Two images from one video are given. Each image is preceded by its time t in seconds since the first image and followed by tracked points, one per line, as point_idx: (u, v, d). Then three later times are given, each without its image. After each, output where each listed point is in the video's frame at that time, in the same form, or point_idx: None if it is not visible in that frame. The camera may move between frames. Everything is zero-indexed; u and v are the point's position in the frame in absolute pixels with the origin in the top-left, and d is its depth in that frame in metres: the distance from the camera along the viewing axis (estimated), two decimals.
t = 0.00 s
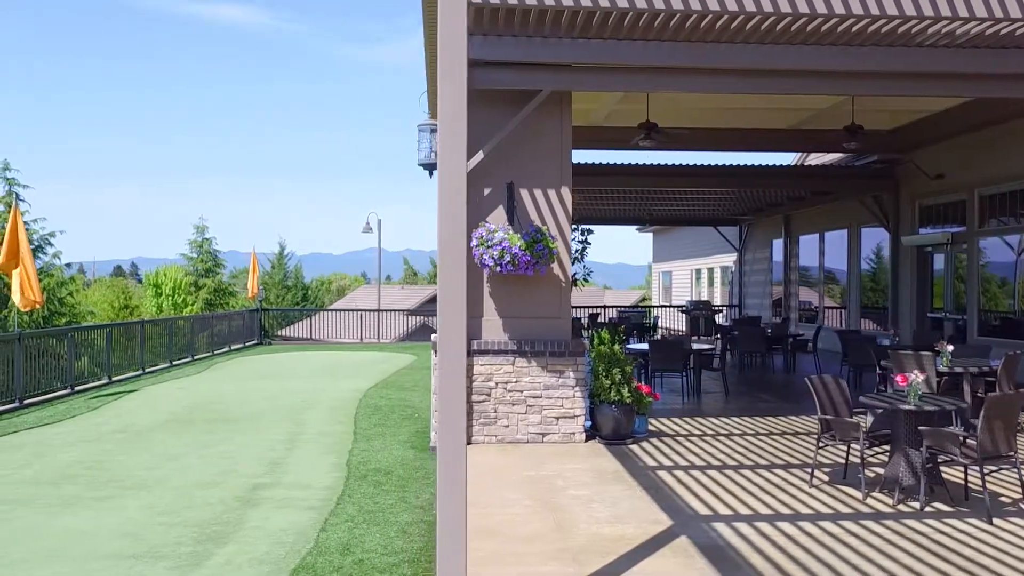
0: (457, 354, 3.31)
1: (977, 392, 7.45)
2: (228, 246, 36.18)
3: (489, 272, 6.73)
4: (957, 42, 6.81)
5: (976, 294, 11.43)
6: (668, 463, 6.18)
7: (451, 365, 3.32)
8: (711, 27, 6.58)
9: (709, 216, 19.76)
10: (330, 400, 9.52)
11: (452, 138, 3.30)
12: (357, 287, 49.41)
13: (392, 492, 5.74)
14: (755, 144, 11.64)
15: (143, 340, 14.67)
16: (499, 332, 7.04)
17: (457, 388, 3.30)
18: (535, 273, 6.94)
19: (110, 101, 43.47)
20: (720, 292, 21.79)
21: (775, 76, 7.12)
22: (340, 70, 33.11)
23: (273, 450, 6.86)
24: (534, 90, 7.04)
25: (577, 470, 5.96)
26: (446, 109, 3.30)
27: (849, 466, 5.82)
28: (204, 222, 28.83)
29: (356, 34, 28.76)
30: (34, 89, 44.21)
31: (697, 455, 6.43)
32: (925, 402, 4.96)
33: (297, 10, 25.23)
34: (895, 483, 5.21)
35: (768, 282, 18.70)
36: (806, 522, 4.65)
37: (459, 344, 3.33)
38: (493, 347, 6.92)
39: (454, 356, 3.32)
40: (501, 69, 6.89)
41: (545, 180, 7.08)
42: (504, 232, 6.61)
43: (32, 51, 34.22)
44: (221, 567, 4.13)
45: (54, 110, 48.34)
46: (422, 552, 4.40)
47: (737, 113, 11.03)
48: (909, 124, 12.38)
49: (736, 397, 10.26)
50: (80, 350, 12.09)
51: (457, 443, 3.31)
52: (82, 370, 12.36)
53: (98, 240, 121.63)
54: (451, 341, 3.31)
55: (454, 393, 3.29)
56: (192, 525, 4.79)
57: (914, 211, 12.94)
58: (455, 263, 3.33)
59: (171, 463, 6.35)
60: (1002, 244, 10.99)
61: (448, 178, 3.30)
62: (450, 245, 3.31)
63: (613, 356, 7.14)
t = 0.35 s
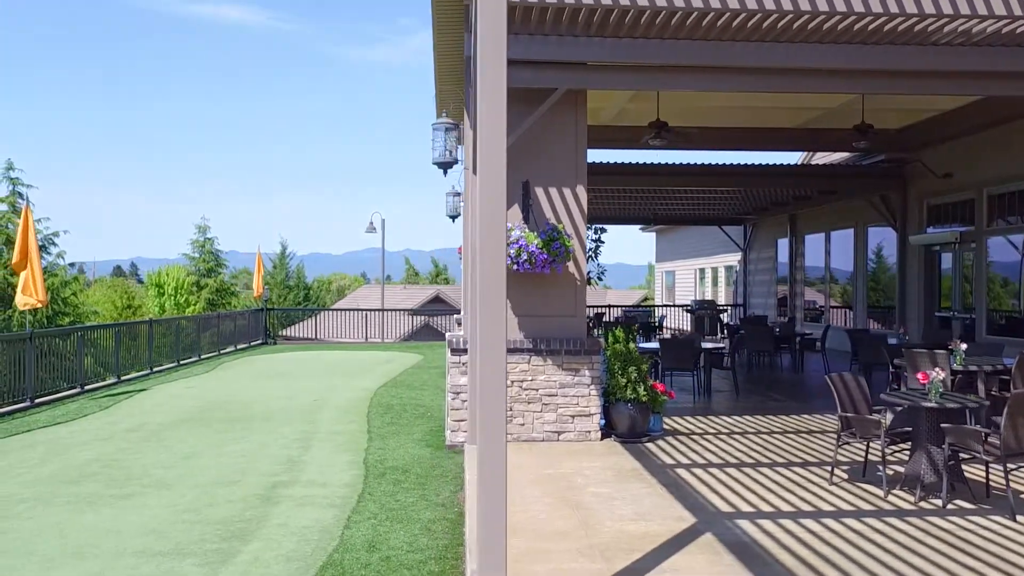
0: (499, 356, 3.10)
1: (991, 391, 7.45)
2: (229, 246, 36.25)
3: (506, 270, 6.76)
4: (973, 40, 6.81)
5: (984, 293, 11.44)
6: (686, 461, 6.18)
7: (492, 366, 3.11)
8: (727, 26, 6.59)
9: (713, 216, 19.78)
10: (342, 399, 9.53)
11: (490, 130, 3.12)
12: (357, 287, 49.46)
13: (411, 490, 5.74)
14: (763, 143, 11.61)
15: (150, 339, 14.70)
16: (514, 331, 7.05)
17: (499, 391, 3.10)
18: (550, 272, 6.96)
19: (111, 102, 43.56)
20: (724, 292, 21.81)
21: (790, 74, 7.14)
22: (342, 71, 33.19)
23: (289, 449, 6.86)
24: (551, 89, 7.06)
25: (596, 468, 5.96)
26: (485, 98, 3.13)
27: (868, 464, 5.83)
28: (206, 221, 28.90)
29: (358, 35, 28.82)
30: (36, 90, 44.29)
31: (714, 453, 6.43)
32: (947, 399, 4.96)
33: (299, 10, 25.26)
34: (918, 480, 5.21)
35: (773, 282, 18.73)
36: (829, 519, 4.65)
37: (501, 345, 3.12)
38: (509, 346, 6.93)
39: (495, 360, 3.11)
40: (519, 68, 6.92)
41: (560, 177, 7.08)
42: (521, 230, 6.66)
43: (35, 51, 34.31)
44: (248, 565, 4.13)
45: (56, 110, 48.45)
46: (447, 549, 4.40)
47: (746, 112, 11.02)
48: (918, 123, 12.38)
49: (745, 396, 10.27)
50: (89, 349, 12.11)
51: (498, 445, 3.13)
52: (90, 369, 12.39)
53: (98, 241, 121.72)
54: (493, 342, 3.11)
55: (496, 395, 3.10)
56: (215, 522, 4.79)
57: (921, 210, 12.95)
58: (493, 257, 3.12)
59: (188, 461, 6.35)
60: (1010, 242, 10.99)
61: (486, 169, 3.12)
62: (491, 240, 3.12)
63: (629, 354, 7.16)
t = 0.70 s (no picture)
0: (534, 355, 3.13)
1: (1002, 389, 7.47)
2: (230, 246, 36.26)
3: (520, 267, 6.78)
4: (986, 38, 6.81)
5: (991, 291, 11.44)
6: (702, 458, 6.18)
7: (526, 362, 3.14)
8: (742, 24, 6.60)
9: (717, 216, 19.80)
10: (352, 398, 9.53)
11: (525, 134, 3.14)
12: (357, 287, 49.47)
13: (428, 487, 5.75)
14: (770, 142, 11.61)
15: (155, 338, 14.69)
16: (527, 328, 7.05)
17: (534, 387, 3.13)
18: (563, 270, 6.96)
19: (110, 103, 43.58)
20: (728, 291, 21.82)
21: (804, 72, 7.17)
22: (342, 71, 33.21)
23: (303, 446, 6.87)
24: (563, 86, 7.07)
25: (611, 465, 5.96)
26: (517, 101, 3.14)
27: (883, 460, 5.83)
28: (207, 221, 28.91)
29: (358, 35, 28.84)
30: (36, 91, 44.30)
31: (727, 451, 6.43)
32: (965, 396, 4.97)
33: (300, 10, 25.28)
34: (936, 477, 5.21)
35: (777, 281, 18.75)
36: (849, 516, 4.66)
37: (535, 340, 3.15)
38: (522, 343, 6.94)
39: (528, 359, 3.14)
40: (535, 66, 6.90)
41: (573, 175, 7.10)
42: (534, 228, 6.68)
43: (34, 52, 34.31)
44: (272, 561, 4.13)
45: (56, 110, 48.45)
46: (469, 545, 4.40)
47: (753, 110, 11.03)
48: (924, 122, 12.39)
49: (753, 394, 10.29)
50: (95, 348, 12.10)
51: (531, 440, 3.16)
52: (97, 368, 12.40)
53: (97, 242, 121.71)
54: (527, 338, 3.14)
55: (530, 393, 3.12)
56: (236, 520, 4.80)
57: (927, 209, 12.96)
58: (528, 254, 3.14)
59: (203, 459, 6.36)
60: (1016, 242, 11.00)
61: (522, 167, 3.14)
62: (525, 237, 3.15)
63: (641, 352, 7.16)
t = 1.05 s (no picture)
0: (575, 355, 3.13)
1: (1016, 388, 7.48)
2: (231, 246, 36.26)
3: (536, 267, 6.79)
4: (1003, 37, 6.80)
5: (1000, 291, 11.45)
6: (720, 457, 6.17)
7: (566, 362, 3.14)
8: (757, 23, 6.62)
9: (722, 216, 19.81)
10: (363, 397, 9.52)
11: (566, 141, 3.13)
12: (357, 288, 49.42)
13: (448, 486, 5.75)
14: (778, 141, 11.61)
15: (160, 338, 14.68)
16: (542, 326, 7.05)
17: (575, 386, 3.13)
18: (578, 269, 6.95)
19: (110, 103, 43.56)
20: (732, 291, 21.83)
21: (818, 70, 7.20)
22: (342, 72, 33.19)
23: (318, 446, 6.86)
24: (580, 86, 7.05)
25: (630, 464, 5.96)
26: (559, 109, 3.12)
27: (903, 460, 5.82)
28: (208, 221, 28.89)
29: (359, 35, 28.84)
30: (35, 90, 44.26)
31: (745, 450, 6.43)
32: (987, 395, 4.98)
33: (302, 11, 25.27)
34: (957, 475, 5.22)
35: (782, 280, 18.76)
36: (874, 514, 4.66)
37: (576, 340, 3.15)
38: (537, 342, 6.94)
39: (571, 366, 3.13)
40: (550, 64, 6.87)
41: (589, 175, 7.08)
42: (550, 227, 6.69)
43: (35, 53, 34.27)
44: (299, 560, 4.12)
45: (56, 109, 48.41)
46: (495, 544, 4.39)
47: (762, 110, 11.02)
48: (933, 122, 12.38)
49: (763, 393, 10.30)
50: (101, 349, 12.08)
51: (572, 439, 3.16)
52: (104, 368, 12.38)
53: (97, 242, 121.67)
54: (568, 337, 3.14)
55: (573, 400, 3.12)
56: (259, 519, 4.79)
57: (935, 208, 12.97)
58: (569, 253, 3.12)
59: (220, 458, 6.35)
60: None
61: (561, 166, 3.13)
62: (566, 238, 3.13)
63: (657, 351, 7.16)
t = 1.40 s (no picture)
0: (612, 354, 3.14)
1: None
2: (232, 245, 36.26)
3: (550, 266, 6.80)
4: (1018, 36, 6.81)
5: (1008, 290, 11.46)
6: (737, 456, 6.17)
7: (604, 362, 3.15)
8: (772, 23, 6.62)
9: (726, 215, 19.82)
10: (374, 396, 9.52)
11: (604, 141, 3.13)
12: (358, 288, 49.46)
13: (467, 485, 5.75)
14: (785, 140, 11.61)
15: (165, 338, 14.66)
16: (557, 326, 7.05)
17: (612, 386, 3.15)
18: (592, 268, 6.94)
19: (110, 103, 43.55)
20: (735, 291, 21.84)
21: (832, 70, 7.21)
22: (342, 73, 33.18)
23: (334, 445, 6.86)
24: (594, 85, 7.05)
25: (648, 463, 5.95)
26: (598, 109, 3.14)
27: (920, 460, 5.83)
28: (210, 220, 28.88)
29: (360, 35, 28.84)
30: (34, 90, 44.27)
31: (761, 449, 6.43)
32: (1008, 393, 4.99)
33: (303, 12, 25.26)
34: (977, 474, 5.23)
35: (787, 280, 18.77)
36: (897, 512, 4.66)
37: (615, 340, 3.16)
38: (552, 341, 6.94)
39: (609, 366, 3.14)
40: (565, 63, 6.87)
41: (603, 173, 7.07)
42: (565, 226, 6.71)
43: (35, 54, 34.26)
44: (325, 559, 4.12)
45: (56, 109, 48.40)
46: (519, 542, 4.39)
47: (770, 109, 11.02)
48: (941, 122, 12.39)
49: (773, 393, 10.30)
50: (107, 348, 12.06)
51: (611, 439, 3.18)
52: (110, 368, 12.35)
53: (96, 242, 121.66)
54: (605, 337, 3.15)
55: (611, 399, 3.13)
56: (282, 518, 4.79)
57: (942, 208, 12.98)
58: (606, 254, 3.14)
59: (236, 457, 6.35)
60: None
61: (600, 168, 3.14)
62: (604, 238, 3.14)
63: (672, 350, 7.15)
